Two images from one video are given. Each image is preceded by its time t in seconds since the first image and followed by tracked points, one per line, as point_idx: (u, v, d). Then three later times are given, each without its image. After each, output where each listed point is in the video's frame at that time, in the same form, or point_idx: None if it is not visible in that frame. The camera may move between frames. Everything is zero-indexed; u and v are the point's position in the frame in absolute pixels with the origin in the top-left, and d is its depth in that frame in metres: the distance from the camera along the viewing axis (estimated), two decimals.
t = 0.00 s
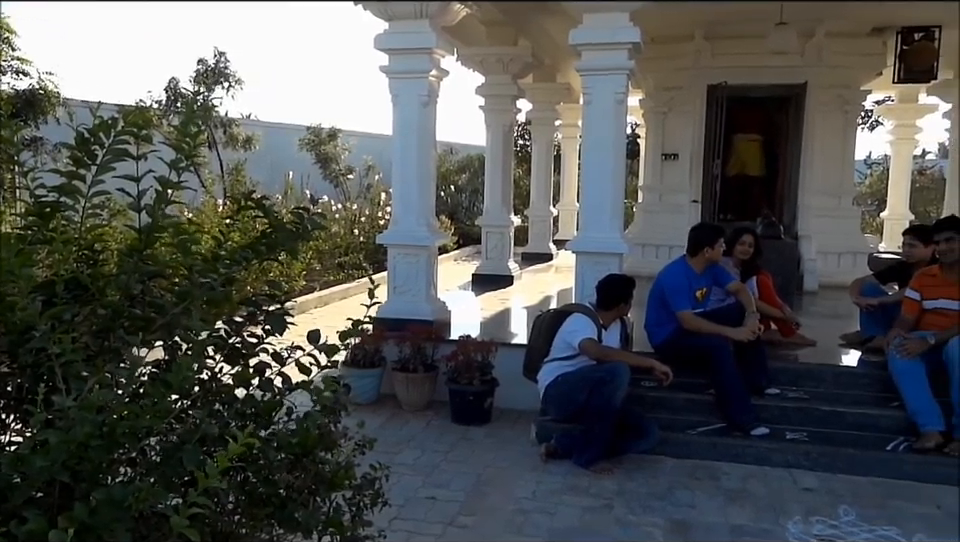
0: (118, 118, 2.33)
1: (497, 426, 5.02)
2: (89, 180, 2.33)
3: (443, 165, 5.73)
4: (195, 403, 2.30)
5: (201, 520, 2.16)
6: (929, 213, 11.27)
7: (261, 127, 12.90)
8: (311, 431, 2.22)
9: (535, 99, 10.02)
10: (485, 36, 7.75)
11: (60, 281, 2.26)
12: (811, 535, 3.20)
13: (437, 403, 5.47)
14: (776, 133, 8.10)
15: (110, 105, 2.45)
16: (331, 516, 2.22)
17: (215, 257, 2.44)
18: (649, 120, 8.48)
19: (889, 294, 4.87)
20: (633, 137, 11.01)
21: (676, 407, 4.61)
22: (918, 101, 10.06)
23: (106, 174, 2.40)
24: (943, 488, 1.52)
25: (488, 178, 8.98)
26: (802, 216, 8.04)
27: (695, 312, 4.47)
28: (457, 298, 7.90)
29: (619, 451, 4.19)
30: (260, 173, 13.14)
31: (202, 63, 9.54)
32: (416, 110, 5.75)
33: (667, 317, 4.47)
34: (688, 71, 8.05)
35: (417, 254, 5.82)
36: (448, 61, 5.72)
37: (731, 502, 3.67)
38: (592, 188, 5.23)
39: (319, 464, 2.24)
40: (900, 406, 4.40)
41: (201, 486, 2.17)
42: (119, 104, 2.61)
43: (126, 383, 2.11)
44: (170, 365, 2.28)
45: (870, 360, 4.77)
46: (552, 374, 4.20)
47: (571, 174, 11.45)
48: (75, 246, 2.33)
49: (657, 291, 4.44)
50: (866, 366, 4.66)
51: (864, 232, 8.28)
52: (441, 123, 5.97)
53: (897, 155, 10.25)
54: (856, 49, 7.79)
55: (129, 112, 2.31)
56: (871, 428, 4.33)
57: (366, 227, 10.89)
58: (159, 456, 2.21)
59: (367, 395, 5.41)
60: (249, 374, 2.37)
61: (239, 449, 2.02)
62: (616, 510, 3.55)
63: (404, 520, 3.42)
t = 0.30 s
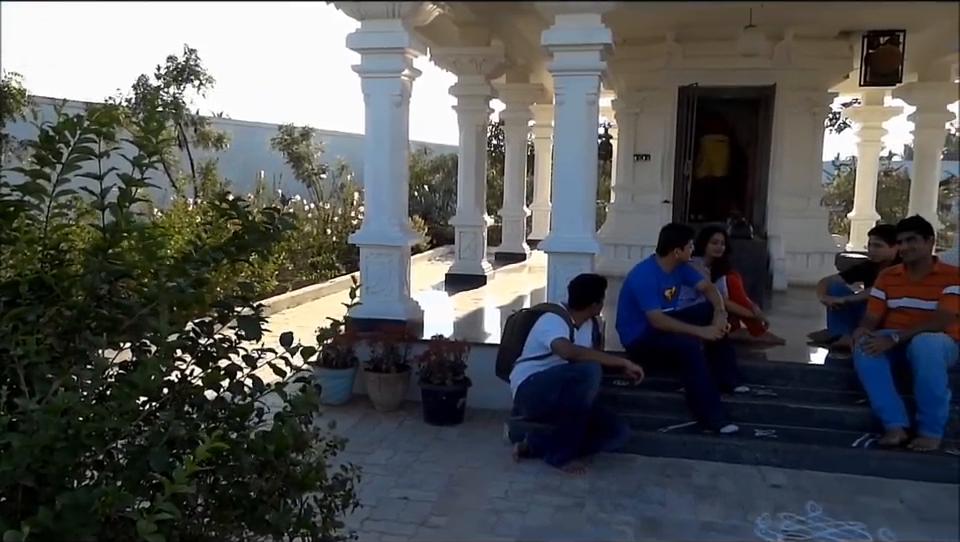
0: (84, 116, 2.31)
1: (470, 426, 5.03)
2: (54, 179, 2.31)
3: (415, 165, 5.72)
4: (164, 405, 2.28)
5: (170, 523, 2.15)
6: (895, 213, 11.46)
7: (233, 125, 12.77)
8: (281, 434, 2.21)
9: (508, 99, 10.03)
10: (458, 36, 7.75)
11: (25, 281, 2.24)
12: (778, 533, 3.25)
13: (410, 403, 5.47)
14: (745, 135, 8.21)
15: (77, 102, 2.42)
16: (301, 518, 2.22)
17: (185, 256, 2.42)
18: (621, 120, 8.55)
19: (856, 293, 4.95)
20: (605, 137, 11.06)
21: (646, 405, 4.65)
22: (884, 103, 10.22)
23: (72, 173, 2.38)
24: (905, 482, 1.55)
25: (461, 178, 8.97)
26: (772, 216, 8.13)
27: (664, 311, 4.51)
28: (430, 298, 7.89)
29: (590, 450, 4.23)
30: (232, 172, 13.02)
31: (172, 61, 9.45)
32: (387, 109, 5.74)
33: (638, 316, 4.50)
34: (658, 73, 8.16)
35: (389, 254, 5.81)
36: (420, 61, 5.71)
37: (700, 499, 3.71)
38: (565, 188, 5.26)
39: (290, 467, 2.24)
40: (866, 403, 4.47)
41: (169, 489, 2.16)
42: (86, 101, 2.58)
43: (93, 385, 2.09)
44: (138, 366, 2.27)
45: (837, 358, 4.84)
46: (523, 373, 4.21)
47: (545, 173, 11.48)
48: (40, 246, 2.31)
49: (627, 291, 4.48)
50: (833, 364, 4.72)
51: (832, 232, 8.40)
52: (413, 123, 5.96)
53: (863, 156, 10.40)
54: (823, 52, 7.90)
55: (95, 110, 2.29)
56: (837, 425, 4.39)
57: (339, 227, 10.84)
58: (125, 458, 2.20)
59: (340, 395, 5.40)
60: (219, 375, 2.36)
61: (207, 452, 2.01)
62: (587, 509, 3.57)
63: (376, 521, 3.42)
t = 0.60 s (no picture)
0: (43, 115, 2.27)
1: (439, 426, 5.02)
2: (13, 179, 2.27)
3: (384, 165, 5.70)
4: (127, 407, 2.26)
5: (134, 528, 2.12)
6: (859, 212, 11.65)
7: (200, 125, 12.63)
8: (247, 437, 2.20)
9: (478, 99, 10.03)
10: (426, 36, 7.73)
11: None
12: (745, 528, 3.29)
13: (380, 403, 5.45)
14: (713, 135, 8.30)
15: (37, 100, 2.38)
16: (268, 520, 2.20)
17: (148, 257, 2.39)
18: (590, 120, 8.58)
19: (819, 291, 5.02)
20: (574, 137, 11.11)
21: (614, 403, 4.68)
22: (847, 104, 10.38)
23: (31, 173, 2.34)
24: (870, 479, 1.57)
25: (431, 178, 8.96)
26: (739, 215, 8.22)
27: (633, 310, 4.53)
28: (400, 298, 7.86)
29: (559, 448, 4.24)
30: (199, 172, 12.88)
31: (136, 59, 9.32)
32: (355, 109, 5.71)
33: (606, 315, 4.53)
34: (625, 74, 8.23)
35: (358, 254, 5.78)
36: (388, 60, 5.69)
37: (668, 495, 3.74)
38: (533, 187, 5.27)
39: (256, 469, 2.22)
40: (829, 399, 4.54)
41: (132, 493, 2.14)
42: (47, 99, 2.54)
43: (53, 389, 2.06)
44: (100, 368, 2.24)
45: (802, 355, 4.90)
46: (493, 372, 4.23)
47: (515, 173, 11.50)
48: None
49: (595, 290, 4.50)
50: (798, 361, 4.79)
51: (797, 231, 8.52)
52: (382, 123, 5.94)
53: (828, 155, 10.54)
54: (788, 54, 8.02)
55: (55, 109, 2.25)
56: (802, 421, 4.45)
57: (308, 227, 10.78)
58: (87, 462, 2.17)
59: (308, 396, 5.37)
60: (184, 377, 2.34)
61: (172, 457, 1.99)
62: (556, 507, 3.59)
63: (345, 522, 3.41)
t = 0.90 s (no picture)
0: None
1: (403, 426, 5.01)
2: None
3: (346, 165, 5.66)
4: (80, 411, 2.23)
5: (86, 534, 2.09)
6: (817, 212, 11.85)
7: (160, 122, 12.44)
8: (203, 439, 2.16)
9: (442, 99, 10.01)
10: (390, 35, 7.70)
11: None
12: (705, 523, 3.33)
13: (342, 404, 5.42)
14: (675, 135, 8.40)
15: None
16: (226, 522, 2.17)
17: (102, 257, 2.36)
18: (554, 120, 8.62)
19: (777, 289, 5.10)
20: (538, 137, 11.14)
21: (577, 401, 4.70)
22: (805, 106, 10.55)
23: None
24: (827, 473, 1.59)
25: (395, 178, 8.93)
26: (700, 215, 8.31)
27: (596, 309, 4.56)
28: (364, 298, 7.82)
29: (521, 447, 4.25)
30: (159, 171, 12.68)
31: (94, 54, 9.15)
32: (318, 108, 5.67)
33: (570, 314, 4.55)
34: (588, 74, 8.30)
35: (320, 254, 5.74)
36: (351, 59, 5.65)
37: (630, 492, 3.77)
38: (497, 187, 5.28)
39: (213, 471, 2.20)
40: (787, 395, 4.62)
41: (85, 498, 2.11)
42: None
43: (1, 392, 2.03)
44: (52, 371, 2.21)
45: (761, 352, 4.97)
46: (456, 372, 4.22)
47: (479, 173, 11.51)
48: None
49: (558, 289, 4.52)
50: (757, 358, 4.86)
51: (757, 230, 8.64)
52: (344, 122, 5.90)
53: (787, 156, 10.70)
54: (747, 56, 8.15)
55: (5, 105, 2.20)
56: (761, 417, 4.52)
57: (271, 227, 10.67)
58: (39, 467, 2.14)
59: (270, 397, 5.32)
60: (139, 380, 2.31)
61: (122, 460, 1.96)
62: (519, 505, 3.60)
63: (306, 524, 3.38)
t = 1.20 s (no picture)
0: None
1: (367, 426, 4.99)
2: None
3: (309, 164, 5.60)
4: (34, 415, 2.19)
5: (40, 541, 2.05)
6: (778, 210, 12.02)
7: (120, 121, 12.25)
8: (162, 444, 2.12)
9: (407, 98, 9.98)
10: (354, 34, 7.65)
11: None
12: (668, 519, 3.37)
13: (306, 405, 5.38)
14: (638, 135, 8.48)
15: None
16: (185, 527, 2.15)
17: (57, 259, 2.30)
18: (518, 120, 8.63)
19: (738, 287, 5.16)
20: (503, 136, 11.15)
21: (542, 399, 4.71)
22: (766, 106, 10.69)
23: None
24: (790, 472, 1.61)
25: (359, 177, 8.89)
26: (664, 214, 8.39)
27: (559, 308, 4.58)
28: (328, 298, 7.77)
29: (486, 446, 4.24)
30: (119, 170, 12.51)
31: (52, 52, 8.97)
32: (280, 106, 5.61)
33: (534, 313, 4.57)
34: (552, 74, 8.33)
35: (283, 254, 5.69)
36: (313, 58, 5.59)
37: (594, 489, 3.80)
38: (461, 186, 5.27)
39: (172, 475, 2.17)
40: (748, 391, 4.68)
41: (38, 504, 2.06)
42: None
43: None
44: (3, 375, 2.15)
45: (723, 349, 5.03)
46: (420, 372, 4.20)
47: (444, 172, 11.49)
48: None
49: (522, 288, 4.53)
50: (719, 355, 4.92)
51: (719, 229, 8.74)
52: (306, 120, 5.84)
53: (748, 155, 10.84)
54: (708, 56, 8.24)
55: None
56: (723, 413, 4.57)
57: (234, 227, 10.57)
58: None
59: (233, 399, 5.26)
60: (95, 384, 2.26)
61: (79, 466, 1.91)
62: (484, 504, 3.60)
63: (268, 527, 3.35)
